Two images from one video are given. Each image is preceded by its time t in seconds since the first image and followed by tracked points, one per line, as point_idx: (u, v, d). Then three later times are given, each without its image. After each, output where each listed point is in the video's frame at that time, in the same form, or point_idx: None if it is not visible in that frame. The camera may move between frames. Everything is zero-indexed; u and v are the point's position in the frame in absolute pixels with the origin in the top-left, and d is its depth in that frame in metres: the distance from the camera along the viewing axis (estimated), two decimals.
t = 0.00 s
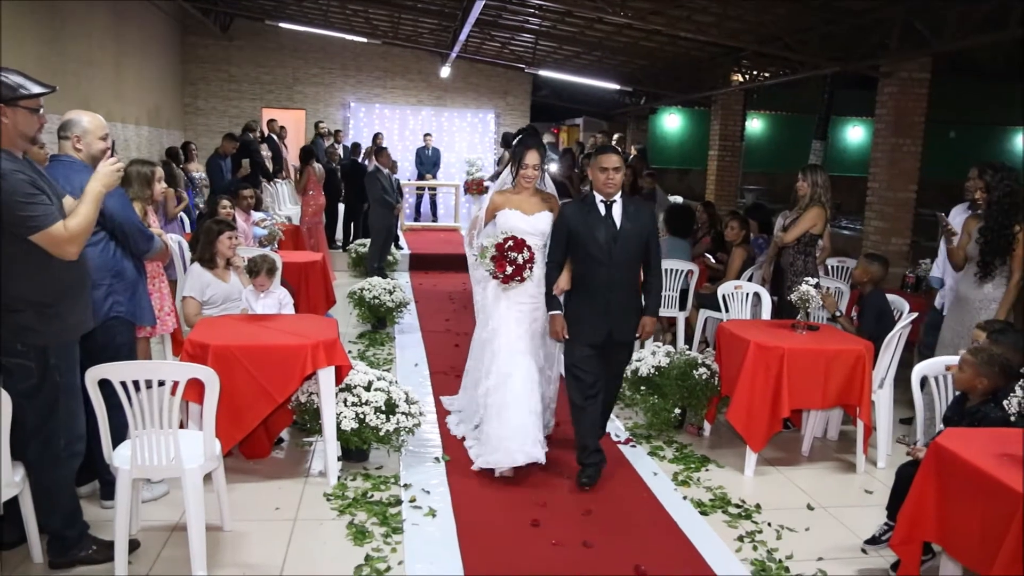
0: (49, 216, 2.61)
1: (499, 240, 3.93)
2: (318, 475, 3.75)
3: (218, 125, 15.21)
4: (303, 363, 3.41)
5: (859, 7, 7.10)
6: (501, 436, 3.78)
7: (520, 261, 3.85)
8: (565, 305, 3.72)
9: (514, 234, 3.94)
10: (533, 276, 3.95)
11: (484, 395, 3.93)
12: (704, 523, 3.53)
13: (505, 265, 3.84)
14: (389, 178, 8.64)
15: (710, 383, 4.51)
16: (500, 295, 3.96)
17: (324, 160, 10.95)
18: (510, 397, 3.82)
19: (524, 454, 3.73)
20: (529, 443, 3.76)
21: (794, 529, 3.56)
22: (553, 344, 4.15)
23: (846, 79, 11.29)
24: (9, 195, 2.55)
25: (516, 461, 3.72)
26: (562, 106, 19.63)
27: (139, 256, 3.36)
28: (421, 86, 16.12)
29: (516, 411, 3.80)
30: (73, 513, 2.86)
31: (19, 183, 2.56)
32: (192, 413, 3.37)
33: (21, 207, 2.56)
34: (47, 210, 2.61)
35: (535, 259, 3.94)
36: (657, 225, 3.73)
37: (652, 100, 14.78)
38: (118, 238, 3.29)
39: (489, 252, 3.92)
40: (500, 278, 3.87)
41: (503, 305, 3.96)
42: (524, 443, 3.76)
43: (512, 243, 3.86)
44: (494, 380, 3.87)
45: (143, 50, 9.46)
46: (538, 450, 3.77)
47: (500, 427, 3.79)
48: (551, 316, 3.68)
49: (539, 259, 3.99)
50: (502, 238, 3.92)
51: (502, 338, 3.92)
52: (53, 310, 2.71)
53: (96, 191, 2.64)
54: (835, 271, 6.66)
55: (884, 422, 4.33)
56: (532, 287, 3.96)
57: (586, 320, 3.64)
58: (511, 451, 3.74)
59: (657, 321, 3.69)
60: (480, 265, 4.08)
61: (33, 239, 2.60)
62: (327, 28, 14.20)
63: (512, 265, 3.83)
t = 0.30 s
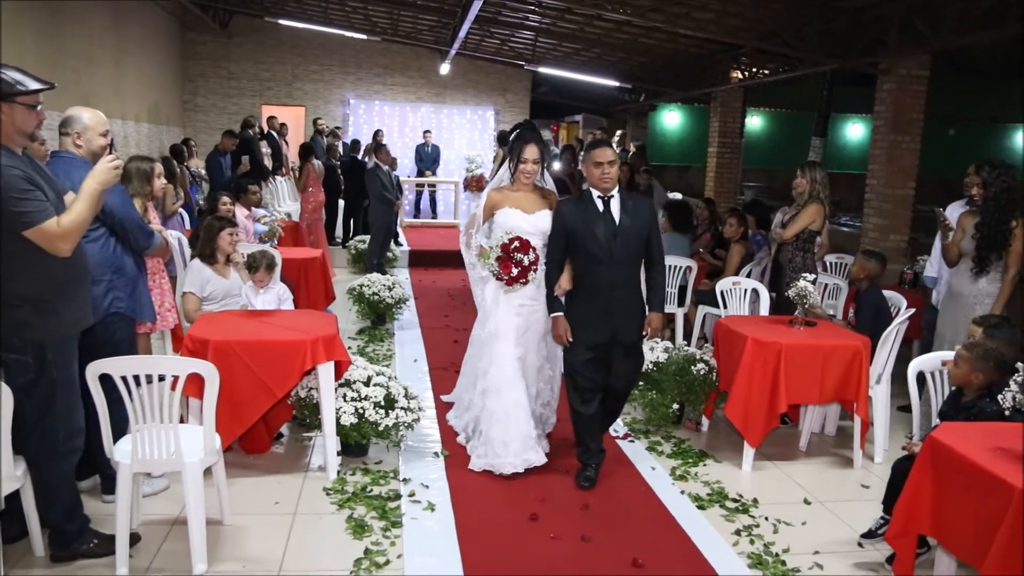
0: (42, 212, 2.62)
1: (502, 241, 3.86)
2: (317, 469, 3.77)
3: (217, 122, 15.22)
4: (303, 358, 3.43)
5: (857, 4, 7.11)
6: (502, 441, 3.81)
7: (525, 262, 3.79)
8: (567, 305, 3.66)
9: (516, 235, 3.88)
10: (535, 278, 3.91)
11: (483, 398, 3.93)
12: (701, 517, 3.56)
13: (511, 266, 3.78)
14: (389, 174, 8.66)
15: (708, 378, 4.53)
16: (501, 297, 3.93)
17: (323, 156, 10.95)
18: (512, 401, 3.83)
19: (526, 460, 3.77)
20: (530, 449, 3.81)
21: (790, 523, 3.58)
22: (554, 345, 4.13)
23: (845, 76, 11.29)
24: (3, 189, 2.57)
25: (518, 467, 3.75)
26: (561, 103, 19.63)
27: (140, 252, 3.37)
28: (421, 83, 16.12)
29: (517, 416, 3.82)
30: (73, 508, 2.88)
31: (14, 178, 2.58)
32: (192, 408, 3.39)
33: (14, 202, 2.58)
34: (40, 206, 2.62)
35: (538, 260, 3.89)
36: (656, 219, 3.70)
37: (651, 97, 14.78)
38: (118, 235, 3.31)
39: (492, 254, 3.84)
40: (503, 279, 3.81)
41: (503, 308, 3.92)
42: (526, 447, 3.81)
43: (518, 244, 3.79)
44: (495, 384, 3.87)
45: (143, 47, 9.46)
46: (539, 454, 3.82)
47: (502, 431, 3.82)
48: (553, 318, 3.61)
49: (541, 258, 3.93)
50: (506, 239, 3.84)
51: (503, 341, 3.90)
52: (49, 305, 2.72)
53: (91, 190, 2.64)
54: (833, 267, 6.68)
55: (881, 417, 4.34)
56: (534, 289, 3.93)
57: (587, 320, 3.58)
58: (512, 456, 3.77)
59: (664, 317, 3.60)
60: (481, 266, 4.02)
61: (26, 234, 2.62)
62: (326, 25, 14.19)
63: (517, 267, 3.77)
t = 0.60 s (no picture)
0: (36, 209, 2.63)
1: (499, 239, 3.75)
2: (317, 465, 3.79)
3: (217, 118, 15.22)
4: (302, 353, 3.45)
5: None
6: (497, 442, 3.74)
7: (523, 262, 3.69)
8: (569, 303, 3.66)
9: (513, 233, 3.76)
10: (534, 276, 3.80)
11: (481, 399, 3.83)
12: (699, 512, 3.57)
13: (508, 267, 3.68)
14: (388, 171, 8.67)
15: (706, 374, 4.53)
16: (499, 297, 3.83)
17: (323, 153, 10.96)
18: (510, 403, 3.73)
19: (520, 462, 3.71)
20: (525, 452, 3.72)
21: (788, 518, 3.60)
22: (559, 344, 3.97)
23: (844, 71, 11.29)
24: None
25: (510, 467, 3.70)
26: (561, 99, 19.62)
27: (140, 248, 3.38)
28: (420, 79, 16.12)
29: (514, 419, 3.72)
30: (73, 504, 2.89)
31: (10, 173, 2.60)
32: (192, 404, 3.41)
33: (9, 198, 2.60)
34: (34, 202, 2.63)
35: (536, 259, 3.78)
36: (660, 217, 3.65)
37: (651, 93, 14.78)
38: (118, 231, 3.32)
39: (489, 253, 3.74)
40: (501, 280, 3.72)
41: (502, 308, 3.81)
42: (520, 451, 3.72)
43: (514, 243, 3.68)
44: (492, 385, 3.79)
45: (143, 43, 9.47)
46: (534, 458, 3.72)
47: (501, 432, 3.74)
48: (556, 318, 3.62)
49: (540, 256, 3.82)
50: (502, 238, 3.73)
51: (501, 342, 3.80)
52: (46, 302, 2.74)
53: (84, 187, 2.64)
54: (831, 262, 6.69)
55: (877, 413, 4.36)
56: (534, 287, 3.82)
57: (588, 320, 3.57)
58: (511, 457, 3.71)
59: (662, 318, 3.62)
60: (478, 265, 3.91)
61: (20, 230, 2.63)
62: (326, 21, 14.18)
63: (514, 267, 3.68)
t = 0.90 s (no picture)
0: (24, 207, 2.63)
1: (493, 242, 3.58)
2: (309, 463, 3.80)
3: (211, 116, 15.19)
4: (294, 353, 3.46)
5: None
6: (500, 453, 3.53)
7: (517, 267, 3.50)
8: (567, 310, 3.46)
9: (508, 237, 3.59)
10: (530, 283, 3.61)
11: (484, 409, 3.65)
12: (690, 509, 3.60)
13: (502, 272, 3.51)
14: (382, 169, 8.67)
15: (698, 372, 4.55)
16: (496, 303, 3.65)
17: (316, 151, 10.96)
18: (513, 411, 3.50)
19: (525, 476, 3.41)
20: (531, 463, 3.42)
21: (778, 515, 3.62)
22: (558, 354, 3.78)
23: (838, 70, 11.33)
24: None
25: (514, 480, 3.43)
26: (556, 98, 19.64)
27: (132, 246, 3.39)
28: (414, 77, 16.12)
29: (514, 429, 3.48)
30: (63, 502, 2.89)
31: None
32: (184, 402, 3.42)
33: None
34: (23, 200, 2.63)
35: (533, 264, 3.60)
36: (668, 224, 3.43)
37: (645, 92, 14.80)
38: (110, 228, 3.34)
39: (483, 257, 3.59)
40: (495, 286, 3.54)
41: (499, 315, 3.64)
42: (524, 463, 3.43)
43: (508, 248, 3.50)
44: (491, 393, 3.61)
45: (136, 41, 9.45)
46: (543, 470, 3.41)
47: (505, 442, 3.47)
48: (553, 322, 3.44)
49: (536, 262, 3.65)
50: (496, 242, 3.55)
51: (499, 349, 3.62)
52: (34, 300, 2.75)
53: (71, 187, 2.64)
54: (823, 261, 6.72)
55: (868, 409, 4.38)
56: (531, 294, 3.62)
57: (586, 327, 3.38)
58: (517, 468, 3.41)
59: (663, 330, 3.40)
60: (473, 270, 3.77)
61: (7, 228, 2.63)
62: (320, 19, 14.17)
63: (508, 273, 3.50)
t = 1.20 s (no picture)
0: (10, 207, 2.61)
1: (491, 243, 3.50)
2: (299, 461, 3.80)
3: (201, 115, 15.14)
4: (283, 352, 3.46)
5: None
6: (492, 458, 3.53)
7: (515, 269, 3.41)
8: (573, 313, 3.30)
9: (508, 237, 3.51)
10: (531, 286, 3.54)
11: (477, 413, 3.63)
12: (679, 505, 3.62)
13: (498, 274, 3.41)
14: (371, 168, 8.66)
15: (686, 368, 4.58)
16: (494, 306, 3.60)
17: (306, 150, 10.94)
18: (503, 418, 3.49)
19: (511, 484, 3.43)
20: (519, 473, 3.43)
21: (766, 510, 3.65)
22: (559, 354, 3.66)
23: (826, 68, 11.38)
24: None
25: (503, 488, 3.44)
26: (546, 97, 19.66)
27: (120, 245, 3.38)
28: (405, 76, 16.10)
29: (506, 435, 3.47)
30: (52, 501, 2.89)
31: None
32: (172, 401, 3.42)
33: None
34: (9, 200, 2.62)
35: (534, 265, 3.52)
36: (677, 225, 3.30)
37: (635, 90, 14.84)
38: (98, 228, 3.32)
39: (480, 257, 3.51)
40: (492, 288, 3.45)
41: (496, 318, 3.58)
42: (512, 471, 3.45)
43: (507, 248, 3.42)
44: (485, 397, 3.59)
45: (125, 39, 9.42)
46: (530, 481, 3.41)
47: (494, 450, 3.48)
48: (557, 324, 3.26)
49: (537, 264, 3.57)
50: (495, 242, 3.48)
51: (495, 354, 3.57)
52: (19, 299, 2.74)
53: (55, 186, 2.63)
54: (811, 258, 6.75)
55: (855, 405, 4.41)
56: (533, 296, 3.55)
57: (594, 330, 3.23)
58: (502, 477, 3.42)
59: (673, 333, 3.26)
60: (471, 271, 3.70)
61: None
62: (309, 17, 14.14)
63: (506, 274, 3.40)
